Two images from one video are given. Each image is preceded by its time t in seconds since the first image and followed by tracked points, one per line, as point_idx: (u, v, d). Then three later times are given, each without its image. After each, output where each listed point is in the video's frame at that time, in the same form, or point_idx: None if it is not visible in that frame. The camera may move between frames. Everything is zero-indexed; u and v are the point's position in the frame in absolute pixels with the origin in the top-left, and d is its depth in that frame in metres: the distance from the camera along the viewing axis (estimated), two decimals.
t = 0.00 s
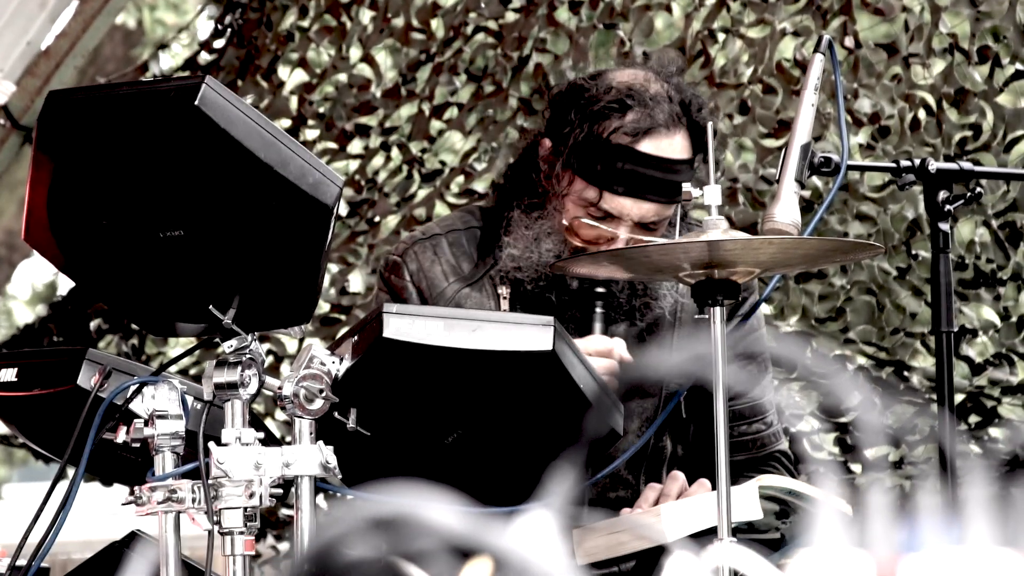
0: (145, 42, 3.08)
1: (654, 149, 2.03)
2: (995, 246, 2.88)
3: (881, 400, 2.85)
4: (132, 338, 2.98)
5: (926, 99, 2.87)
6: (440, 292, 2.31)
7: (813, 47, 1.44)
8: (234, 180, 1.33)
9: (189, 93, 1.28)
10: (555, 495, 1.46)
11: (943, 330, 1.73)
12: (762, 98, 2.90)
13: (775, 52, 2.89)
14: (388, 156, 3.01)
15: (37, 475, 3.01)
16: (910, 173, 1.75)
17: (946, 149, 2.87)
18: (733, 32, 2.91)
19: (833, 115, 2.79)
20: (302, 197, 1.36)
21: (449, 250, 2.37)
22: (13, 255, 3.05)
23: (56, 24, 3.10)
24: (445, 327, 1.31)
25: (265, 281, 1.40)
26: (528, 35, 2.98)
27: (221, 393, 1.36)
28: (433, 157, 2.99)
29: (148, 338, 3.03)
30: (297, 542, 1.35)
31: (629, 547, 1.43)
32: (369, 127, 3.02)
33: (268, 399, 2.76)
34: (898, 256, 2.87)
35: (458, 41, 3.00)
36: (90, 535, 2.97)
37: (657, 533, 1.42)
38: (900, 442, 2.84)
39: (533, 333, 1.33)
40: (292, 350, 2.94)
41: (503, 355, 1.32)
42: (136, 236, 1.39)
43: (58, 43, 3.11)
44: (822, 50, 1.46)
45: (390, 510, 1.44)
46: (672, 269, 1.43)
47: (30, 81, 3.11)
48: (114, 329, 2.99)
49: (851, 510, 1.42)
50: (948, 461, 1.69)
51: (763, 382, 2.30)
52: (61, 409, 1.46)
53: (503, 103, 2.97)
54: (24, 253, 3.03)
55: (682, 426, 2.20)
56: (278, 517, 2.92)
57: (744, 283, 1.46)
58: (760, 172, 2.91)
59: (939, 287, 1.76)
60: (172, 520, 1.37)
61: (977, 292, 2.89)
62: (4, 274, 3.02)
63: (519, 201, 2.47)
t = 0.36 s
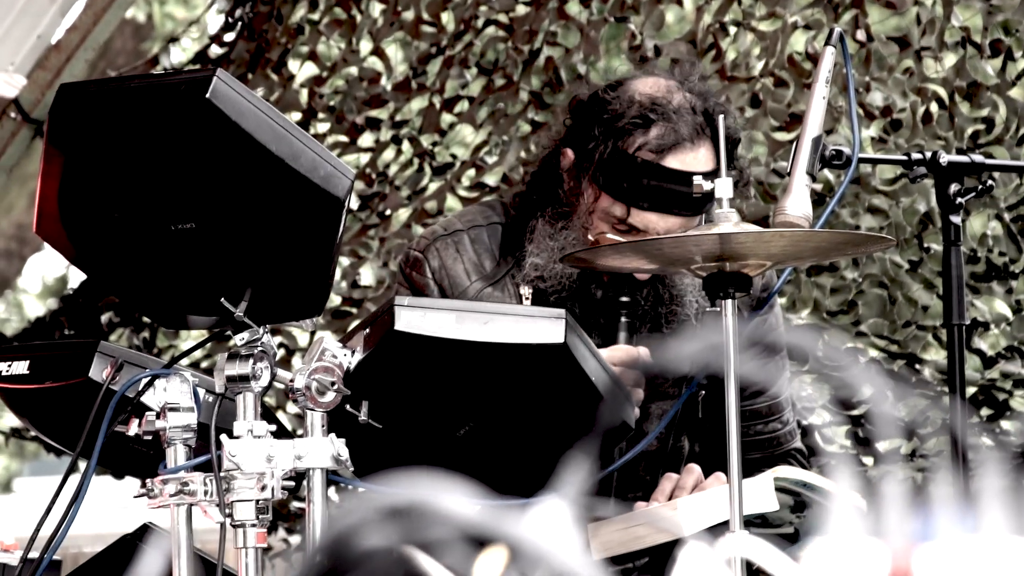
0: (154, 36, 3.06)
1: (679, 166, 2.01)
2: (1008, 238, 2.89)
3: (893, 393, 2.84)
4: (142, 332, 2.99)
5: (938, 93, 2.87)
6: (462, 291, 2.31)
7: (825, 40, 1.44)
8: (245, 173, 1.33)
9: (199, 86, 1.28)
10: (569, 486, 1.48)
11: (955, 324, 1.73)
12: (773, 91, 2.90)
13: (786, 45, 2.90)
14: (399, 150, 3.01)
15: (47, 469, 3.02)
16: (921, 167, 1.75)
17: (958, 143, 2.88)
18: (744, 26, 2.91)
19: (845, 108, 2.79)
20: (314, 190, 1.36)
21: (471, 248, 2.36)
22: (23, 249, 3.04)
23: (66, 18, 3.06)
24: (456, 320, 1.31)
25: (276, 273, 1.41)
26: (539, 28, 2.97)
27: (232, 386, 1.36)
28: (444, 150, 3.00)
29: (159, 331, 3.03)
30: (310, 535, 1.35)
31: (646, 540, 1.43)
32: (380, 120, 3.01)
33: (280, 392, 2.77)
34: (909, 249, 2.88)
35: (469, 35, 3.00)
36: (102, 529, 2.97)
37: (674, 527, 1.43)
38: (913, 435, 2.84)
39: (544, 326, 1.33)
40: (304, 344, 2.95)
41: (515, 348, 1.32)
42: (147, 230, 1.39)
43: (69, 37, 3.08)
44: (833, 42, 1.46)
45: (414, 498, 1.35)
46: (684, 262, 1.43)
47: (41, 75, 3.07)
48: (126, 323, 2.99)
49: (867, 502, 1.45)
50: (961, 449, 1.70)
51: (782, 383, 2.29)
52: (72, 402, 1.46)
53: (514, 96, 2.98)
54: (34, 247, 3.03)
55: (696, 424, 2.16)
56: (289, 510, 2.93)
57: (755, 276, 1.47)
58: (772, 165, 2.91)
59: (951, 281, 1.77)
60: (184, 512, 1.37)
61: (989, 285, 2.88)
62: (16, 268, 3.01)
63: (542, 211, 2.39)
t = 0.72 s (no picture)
0: (163, 24, 3.04)
1: (665, 137, 2.00)
2: (1015, 225, 2.88)
3: (900, 378, 2.85)
4: (150, 319, 3.00)
5: (946, 80, 2.87)
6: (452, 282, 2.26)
7: (831, 27, 1.43)
8: (252, 160, 1.33)
9: (207, 73, 1.28)
10: (574, 470, 1.45)
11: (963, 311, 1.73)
12: (781, 78, 2.91)
13: (794, 32, 2.90)
14: (406, 137, 3.01)
15: (55, 457, 3.02)
16: (930, 153, 1.74)
17: (966, 130, 2.88)
18: (752, 12, 2.92)
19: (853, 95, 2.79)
20: (320, 177, 1.36)
21: (457, 238, 2.33)
22: (32, 237, 3.02)
23: (73, 6, 3.05)
24: (463, 307, 1.31)
25: (283, 260, 1.40)
26: (546, 15, 2.98)
27: (239, 372, 1.36)
28: (451, 137, 3.00)
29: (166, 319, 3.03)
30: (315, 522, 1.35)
31: (651, 526, 1.41)
32: (387, 107, 3.01)
33: (287, 379, 2.77)
34: (918, 236, 2.88)
35: (477, 22, 3.00)
36: (110, 516, 2.98)
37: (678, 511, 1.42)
38: (919, 421, 2.84)
39: (551, 313, 1.34)
40: (311, 331, 2.95)
41: (521, 335, 1.32)
42: (154, 217, 1.39)
43: (76, 24, 3.07)
44: (840, 30, 1.45)
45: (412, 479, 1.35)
46: (691, 249, 1.43)
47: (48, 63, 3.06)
48: (133, 310, 2.99)
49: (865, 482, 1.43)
50: (967, 434, 1.70)
51: (775, 353, 2.29)
52: (81, 389, 1.46)
53: (522, 84, 2.98)
54: (43, 235, 3.02)
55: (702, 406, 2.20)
56: (296, 496, 2.93)
57: (762, 264, 1.46)
58: (780, 152, 2.91)
59: (959, 269, 1.76)
60: (191, 499, 1.36)
61: (997, 272, 2.88)
62: (25, 256, 3.01)
63: (528, 191, 2.44)
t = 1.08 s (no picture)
0: (154, 13, 3.04)
1: (614, 116, 2.04)
2: (1004, 215, 2.88)
3: (888, 369, 2.80)
4: (140, 308, 3.01)
5: (936, 69, 2.87)
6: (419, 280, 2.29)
7: (822, 16, 1.43)
8: (243, 150, 1.33)
9: (197, 63, 1.28)
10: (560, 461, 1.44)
11: (952, 300, 1.73)
12: (771, 67, 2.90)
13: (785, 21, 2.89)
14: (396, 127, 3.01)
15: (46, 447, 3.03)
16: (920, 143, 1.74)
17: (955, 119, 2.88)
18: (742, 2, 2.91)
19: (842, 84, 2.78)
20: (310, 166, 1.36)
21: (421, 236, 2.36)
22: (23, 226, 3.02)
23: None
24: (453, 297, 1.31)
25: (274, 250, 1.40)
26: (537, 4, 2.95)
27: (228, 362, 1.36)
28: (442, 126, 2.99)
29: (157, 309, 3.04)
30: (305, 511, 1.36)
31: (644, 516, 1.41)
32: (378, 97, 3.01)
33: (276, 368, 2.77)
34: (907, 225, 2.87)
35: (467, 12, 2.98)
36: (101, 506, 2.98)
37: (664, 502, 1.42)
38: (907, 411, 2.84)
39: (540, 302, 1.33)
40: (301, 321, 2.95)
41: (510, 324, 1.32)
42: (144, 206, 1.39)
43: (68, 13, 3.06)
44: (831, 18, 1.45)
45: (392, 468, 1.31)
46: (680, 239, 1.43)
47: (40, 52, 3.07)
48: (124, 299, 3.00)
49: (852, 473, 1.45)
50: (955, 427, 1.70)
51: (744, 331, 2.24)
52: (70, 379, 1.46)
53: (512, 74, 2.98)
54: (34, 225, 3.02)
55: (692, 394, 2.20)
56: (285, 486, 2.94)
57: (751, 254, 1.46)
58: (770, 141, 2.91)
59: (948, 257, 1.76)
60: (180, 490, 1.36)
61: (986, 261, 2.89)
62: (16, 246, 3.01)
63: (486, 197, 2.40)
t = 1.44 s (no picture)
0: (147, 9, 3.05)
1: (611, 101, 2.04)
2: (996, 212, 2.89)
3: (883, 366, 2.85)
4: (134, 306, 3.00)
5: (927, 66, 2.87)
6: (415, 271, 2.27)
7: (814, 14, 1.43)
8: (236, 148, 1.33)
9: (189, 60, 1.28)
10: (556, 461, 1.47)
11: (946, 298, 1.73)
12: (764, 65, 2.90)
13: (777, 19, 2.90)
14: (390, 124, 3.00)
15: (39, 444, 3.02)
16: (913, 141, 1.74)
17: (947, 116, 2.88)
18: None
19: (835, 81, 2.79)
20: (303, 163, 1.36)
21: (418, 226, 2.32)
22: (15, 224, 3.01)
23: None
24: (446, 294, 1.31)
25: (267, 248, 1.40)
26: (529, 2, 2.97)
27: (222, 360, 1.36)
28: (435, 124, 2.99)
29: (150, 306, 3.03)
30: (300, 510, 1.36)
31: (638, 514, 1.42)
32: (370, 94, 3.01)
33: (270, 366, 2.77)
34: (900, 223, 2.88)
35: (460, 8, 2.99)
36: (94, 504, 2.98)
37: (663, 502, 1.41)
38: (901, 409, 2.85)
39: (535, 300, 1.33)
40: (294, 319, 2.95)
41: (504, 322, 1.32)
42: (137, 204, 1.39)
43: (59, 10, 3.05)
44: (824, 16, 1.45)
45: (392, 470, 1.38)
46: (672, 237, 1.43)
47: (31, 49, 3.05)
48: (118, 297, 2.98)
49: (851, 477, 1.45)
50: (950, 425, 1.70)
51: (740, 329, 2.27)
52: (63, 378, 1.46)
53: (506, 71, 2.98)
54: (26, 222, 3.01)
55: (688, 389, 2.21)
56: (280, 484, 2.93)
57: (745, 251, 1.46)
58: (762, 139, 2.91)
59: (941, 255, 1.76)
60: (175, 488, 1.37)
61: (979, 259, 2.89)
62: (8, 243, 3.00)
63: (484, 185, 2.42)
